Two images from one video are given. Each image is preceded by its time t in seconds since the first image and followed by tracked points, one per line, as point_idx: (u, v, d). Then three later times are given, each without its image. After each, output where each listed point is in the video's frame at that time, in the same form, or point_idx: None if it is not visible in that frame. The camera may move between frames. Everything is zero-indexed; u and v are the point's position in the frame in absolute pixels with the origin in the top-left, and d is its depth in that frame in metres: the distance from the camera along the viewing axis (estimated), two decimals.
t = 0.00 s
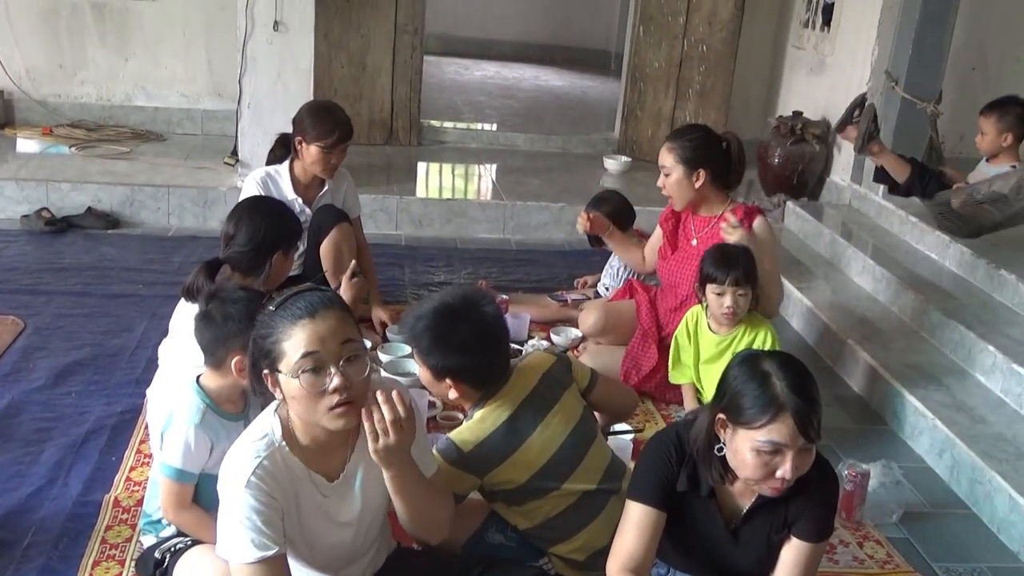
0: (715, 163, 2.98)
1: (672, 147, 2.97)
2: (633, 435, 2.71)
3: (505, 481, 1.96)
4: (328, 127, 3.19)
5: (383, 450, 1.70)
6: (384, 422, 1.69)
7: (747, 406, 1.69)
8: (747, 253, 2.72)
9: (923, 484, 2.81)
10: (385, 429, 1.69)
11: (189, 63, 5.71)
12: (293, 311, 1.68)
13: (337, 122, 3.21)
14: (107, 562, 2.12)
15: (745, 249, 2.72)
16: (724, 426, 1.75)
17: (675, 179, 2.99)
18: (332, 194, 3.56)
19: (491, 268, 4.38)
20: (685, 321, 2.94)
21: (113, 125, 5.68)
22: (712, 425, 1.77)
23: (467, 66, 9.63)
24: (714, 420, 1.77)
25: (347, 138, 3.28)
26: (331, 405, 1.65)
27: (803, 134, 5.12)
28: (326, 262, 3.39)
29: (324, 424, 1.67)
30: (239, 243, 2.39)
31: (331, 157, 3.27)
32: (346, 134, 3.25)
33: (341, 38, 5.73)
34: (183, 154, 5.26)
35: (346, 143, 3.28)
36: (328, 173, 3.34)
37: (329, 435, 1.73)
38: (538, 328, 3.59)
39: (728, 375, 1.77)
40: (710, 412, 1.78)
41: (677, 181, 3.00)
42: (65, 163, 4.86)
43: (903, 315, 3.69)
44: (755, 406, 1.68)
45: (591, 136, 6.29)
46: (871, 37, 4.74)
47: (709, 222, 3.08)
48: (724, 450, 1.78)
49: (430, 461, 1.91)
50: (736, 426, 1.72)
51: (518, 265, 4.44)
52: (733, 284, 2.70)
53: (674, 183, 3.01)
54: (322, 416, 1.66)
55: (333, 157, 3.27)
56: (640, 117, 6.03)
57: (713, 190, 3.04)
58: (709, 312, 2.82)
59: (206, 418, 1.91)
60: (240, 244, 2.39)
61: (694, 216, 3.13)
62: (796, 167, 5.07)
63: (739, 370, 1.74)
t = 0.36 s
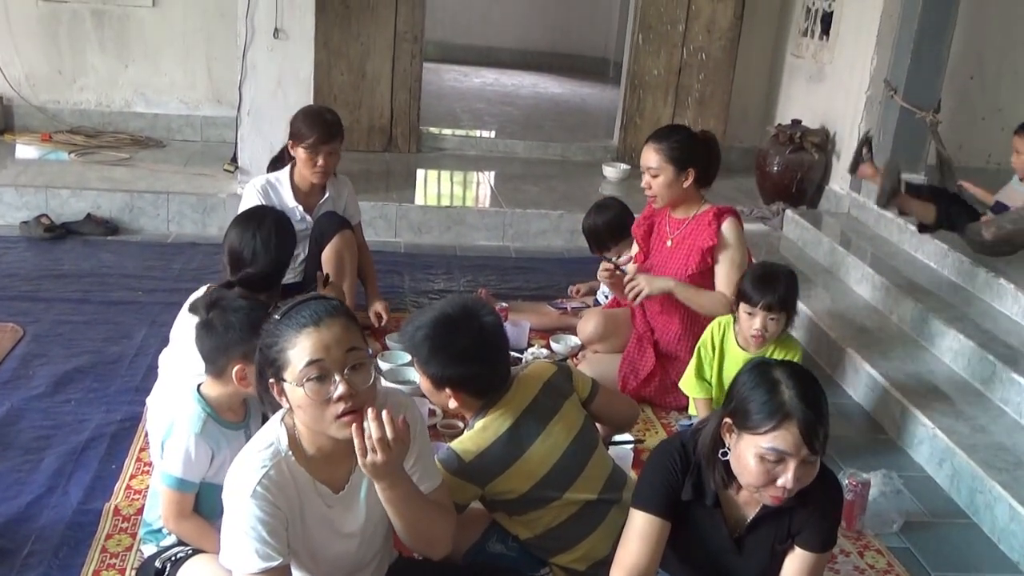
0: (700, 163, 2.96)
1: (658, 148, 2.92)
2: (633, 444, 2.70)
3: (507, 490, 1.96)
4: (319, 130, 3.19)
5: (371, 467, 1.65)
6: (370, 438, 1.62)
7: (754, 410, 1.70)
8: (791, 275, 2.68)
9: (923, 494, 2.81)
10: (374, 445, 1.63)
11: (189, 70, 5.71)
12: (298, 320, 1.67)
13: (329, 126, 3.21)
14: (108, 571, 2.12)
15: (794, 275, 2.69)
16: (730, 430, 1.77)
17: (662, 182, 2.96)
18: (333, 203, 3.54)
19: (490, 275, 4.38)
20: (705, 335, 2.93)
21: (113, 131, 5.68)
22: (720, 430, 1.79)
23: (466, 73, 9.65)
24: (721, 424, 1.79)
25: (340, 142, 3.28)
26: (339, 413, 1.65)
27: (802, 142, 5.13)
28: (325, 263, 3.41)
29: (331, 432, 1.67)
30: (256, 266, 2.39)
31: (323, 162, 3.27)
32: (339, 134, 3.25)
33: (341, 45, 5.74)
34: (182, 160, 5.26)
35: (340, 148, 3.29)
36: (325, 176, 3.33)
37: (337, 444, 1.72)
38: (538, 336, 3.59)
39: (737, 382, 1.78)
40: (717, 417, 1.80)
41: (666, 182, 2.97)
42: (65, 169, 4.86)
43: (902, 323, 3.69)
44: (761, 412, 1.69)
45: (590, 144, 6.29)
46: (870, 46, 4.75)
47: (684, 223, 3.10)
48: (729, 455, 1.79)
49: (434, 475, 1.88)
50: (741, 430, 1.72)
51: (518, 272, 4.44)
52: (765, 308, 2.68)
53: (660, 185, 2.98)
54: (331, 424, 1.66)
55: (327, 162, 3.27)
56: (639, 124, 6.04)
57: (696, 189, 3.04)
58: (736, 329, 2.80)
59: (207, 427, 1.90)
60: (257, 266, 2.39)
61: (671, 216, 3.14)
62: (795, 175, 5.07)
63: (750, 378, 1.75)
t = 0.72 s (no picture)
0: (688, 172, 2.94)
1: (645, 162, 2.89)
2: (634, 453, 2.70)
3: (507, 499, 1.95)
4: (291, 130, 3.21)
5: (382, 480, 1.65)
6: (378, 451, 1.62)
7: (759, 409, 1.72)
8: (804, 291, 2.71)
9: (922, 504, 2.81)
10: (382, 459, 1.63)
11: (190, 77, 5.72)
12: (307, 329, 1.67)
13: (303, 126, 3.21)
14: None
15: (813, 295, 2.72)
16: (734, 431, 1.79)
17: (653, 195, 2.94)
18: (330, 209, 3.56)
19: (490, 283, 4.39)
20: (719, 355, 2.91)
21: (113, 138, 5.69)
22: (725, 432, 1.81)
23: (466, 80, 9.66)
24: (727, 426, 1.81)
25: (323, 143, 3.28)
26: (349, 424, 1.65)
27: (802, 151, 5.14)
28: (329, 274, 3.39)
29: (341, 442, 1.67)
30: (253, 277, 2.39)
31: (296, 161, 3.26)
32: (322, 134, 3.26)
33: (342, 53, 5.74)
34: (182, 167, 5.26)
35: (319, 148, 3.28)
36: (311, 177, 3.34)
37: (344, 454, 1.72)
38: (537, 344, 3.60)
39: (747, 387, 1.80)
40: (725, 420, 1.83)
41: (656, 196, 2.94)
42: (65, 176, 4.86)
43: (902, 333, 3.70)
44: (765, 411, 1.71)
45: (590, 152, 6.30)
46: (869, 55, 4.76)
47: (670, 235, 3.07)
48: (732, 456, 1.80)
49: (439, 485, 1.88)
50: (744, 430, 1.74)
51: (517, 280, 4.44)
52: (764, 325, 2.69)
53: (650, 199, 2.95)
54: (340, 434, 1.66)
55: (301, 162, 3.26)
56: (639, 133, 6.05)
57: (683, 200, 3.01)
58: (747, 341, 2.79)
59: (206, 435, 1.90)
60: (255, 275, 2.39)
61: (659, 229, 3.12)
62: (795, 184, 5.08)
63: (759, 381, 1.77)
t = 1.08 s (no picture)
0: (688, 193, 2.94)
1: (645, 184, 2.88)
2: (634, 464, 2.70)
3: (508, 507, 1.96)
4: (307, 141, 3.21)
5: (400, 497, 1.70)
6: (403, 467, 1.68)
7: (766, 413, 1.74)
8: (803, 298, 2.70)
9: (923, 515, 2.81)
10: (405, 474, 1.68)
11: (192, 85, 5.73)
12: (319, 339, 1.68)
13: (318, 138, 3.23)
14: None
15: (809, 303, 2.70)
16: (744, 437, 1.81)
17: (652, 218, 2.93)
18: (326, 216, 3.58)
19: (490, 292, 4.39)
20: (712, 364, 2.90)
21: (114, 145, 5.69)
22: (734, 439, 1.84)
23: (467, 89, 9.68)
24: (738, 433, 1.84)
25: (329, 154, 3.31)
26: (355, 433, 1.65)
27: (802, 161, 5.15)
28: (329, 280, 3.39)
29: (345, 450, 1.66)
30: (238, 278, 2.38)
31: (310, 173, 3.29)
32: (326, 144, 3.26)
33: (343, 61, 5.75)
34: (183, 175, 5.26)
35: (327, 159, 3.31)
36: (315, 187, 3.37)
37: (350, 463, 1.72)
38: (536, 353, 3.60)
39: (757, 394, 1.82)
40: (736, 427, 1.86)
41: (657, 219, 2.94)
42: (66, 183, 4.86)
43: (902, 344, 3.70)
44: (771, 414, 1.74)
45: (590, 161, 6.31)
46: (870, 66, 4.77)
47: (669, 253, 3.06)
48: (741, 462, 1.82)
49: (444, 498, 1.89)
50: (752, 434, 1.77)
51: (518, 289, 4.45)
52: (755, 318, 2.70)
53: (650, 220, 2.94)
54: (346, 443, 1.66)
55: (316, 174, 3.30)
56: (639, 142, 6.05)
57: (681, 222, 3.02)
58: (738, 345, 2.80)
59: (206, 444, 1.90)
60: (240, 276, 2.38)
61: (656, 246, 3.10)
62: (795, 194, 5.09)
63: (767, 388, 1.80)
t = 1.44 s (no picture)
0: (688, 218, 2.95)
1: (647, 209, 2.88)
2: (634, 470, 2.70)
3: (507, 513, 1.96)
4: (314, 139, 3.23)
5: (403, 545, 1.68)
6: (405, 518, 1.66)
7: (772, 414, 1.76)
8: (788, 299, 2.67)
9: (922, 524, 2.80)
10: (407, 526, 1.66)
11: (195, 90, 5.74)
12: (348, 340, 1.68)
13: (324, 137, 3.26)
14: None
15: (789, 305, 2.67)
16: (750, 442, 1.82)
17: (654, 242, 2.93)
18: (329, 220, 3.58)
19: (491, 299, 4.39)
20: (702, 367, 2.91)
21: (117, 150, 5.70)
22: (741, 446, 1.85)
23: (470, 96, 9.69)
24: (744, 439, 1.85)
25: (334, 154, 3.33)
26: (376, 440, 1.65)
27: (804, 170, 5.14)
28: (333, 286, 3.39)
29: (365, 454, 1.67)
30: (235, 274, 2.40)
31: (317, 172, 3.31)
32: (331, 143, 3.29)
33: (346, 68, 5.76)
34: (185, 180, 5.27)
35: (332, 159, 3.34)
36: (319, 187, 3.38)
37: (370, 468, 1.73)
38: (537, 360, 3.60)
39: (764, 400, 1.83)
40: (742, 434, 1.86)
41: (656, 245, 2.94)
42: (69, 187, 4.87)
43: (903, 352, 3.70)
44: (778, 416, 1.75)
45: (592, 169, 6.32)
46: (871, 76, 4.78)
47: (671, 270, 3.07)
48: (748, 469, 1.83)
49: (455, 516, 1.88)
50: (759, 436, 1.78)
51: (519, 296, 4.45)
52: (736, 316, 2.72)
53: (651, 245, 2.94)
54: (367, 449, 1.66)
55: (322, 173, 3.31)
56: (641, 150, 6.06)
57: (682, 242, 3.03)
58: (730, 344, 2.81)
59: (206, 447, 1.90)
60: (236, 275, 2.39)
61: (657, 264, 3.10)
62: (796, 203, 5.09)
63: (773, 393, 1.82)
